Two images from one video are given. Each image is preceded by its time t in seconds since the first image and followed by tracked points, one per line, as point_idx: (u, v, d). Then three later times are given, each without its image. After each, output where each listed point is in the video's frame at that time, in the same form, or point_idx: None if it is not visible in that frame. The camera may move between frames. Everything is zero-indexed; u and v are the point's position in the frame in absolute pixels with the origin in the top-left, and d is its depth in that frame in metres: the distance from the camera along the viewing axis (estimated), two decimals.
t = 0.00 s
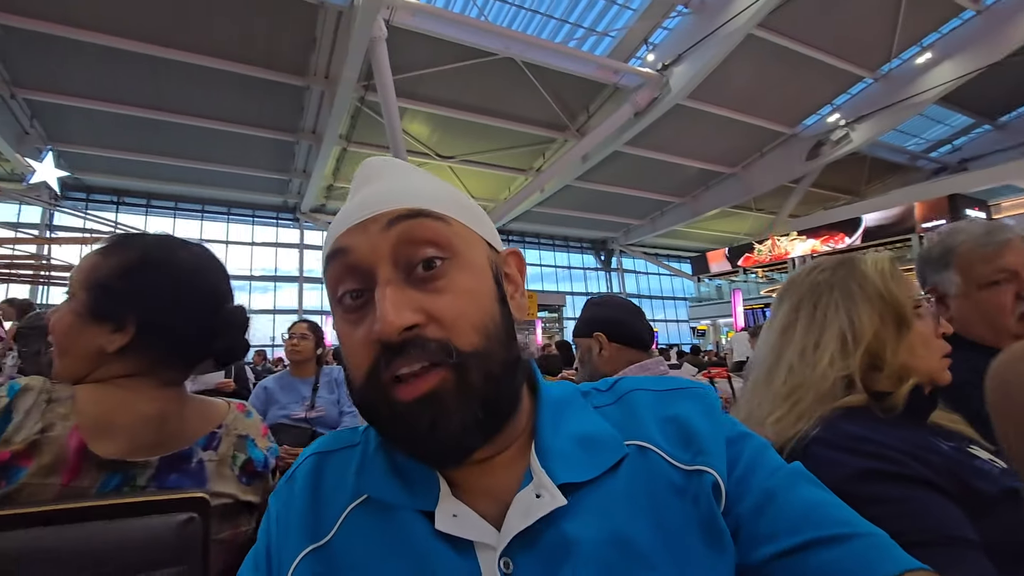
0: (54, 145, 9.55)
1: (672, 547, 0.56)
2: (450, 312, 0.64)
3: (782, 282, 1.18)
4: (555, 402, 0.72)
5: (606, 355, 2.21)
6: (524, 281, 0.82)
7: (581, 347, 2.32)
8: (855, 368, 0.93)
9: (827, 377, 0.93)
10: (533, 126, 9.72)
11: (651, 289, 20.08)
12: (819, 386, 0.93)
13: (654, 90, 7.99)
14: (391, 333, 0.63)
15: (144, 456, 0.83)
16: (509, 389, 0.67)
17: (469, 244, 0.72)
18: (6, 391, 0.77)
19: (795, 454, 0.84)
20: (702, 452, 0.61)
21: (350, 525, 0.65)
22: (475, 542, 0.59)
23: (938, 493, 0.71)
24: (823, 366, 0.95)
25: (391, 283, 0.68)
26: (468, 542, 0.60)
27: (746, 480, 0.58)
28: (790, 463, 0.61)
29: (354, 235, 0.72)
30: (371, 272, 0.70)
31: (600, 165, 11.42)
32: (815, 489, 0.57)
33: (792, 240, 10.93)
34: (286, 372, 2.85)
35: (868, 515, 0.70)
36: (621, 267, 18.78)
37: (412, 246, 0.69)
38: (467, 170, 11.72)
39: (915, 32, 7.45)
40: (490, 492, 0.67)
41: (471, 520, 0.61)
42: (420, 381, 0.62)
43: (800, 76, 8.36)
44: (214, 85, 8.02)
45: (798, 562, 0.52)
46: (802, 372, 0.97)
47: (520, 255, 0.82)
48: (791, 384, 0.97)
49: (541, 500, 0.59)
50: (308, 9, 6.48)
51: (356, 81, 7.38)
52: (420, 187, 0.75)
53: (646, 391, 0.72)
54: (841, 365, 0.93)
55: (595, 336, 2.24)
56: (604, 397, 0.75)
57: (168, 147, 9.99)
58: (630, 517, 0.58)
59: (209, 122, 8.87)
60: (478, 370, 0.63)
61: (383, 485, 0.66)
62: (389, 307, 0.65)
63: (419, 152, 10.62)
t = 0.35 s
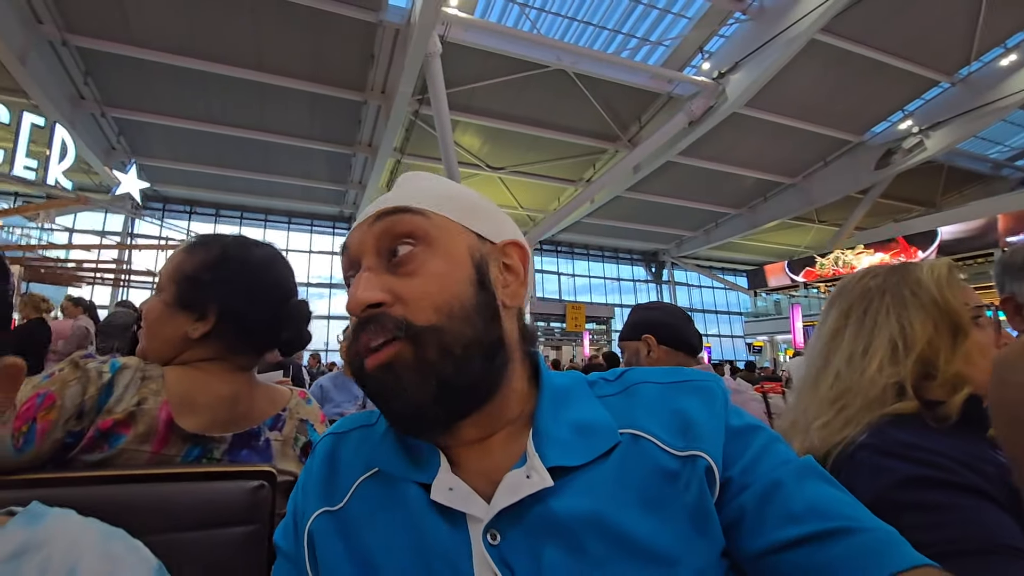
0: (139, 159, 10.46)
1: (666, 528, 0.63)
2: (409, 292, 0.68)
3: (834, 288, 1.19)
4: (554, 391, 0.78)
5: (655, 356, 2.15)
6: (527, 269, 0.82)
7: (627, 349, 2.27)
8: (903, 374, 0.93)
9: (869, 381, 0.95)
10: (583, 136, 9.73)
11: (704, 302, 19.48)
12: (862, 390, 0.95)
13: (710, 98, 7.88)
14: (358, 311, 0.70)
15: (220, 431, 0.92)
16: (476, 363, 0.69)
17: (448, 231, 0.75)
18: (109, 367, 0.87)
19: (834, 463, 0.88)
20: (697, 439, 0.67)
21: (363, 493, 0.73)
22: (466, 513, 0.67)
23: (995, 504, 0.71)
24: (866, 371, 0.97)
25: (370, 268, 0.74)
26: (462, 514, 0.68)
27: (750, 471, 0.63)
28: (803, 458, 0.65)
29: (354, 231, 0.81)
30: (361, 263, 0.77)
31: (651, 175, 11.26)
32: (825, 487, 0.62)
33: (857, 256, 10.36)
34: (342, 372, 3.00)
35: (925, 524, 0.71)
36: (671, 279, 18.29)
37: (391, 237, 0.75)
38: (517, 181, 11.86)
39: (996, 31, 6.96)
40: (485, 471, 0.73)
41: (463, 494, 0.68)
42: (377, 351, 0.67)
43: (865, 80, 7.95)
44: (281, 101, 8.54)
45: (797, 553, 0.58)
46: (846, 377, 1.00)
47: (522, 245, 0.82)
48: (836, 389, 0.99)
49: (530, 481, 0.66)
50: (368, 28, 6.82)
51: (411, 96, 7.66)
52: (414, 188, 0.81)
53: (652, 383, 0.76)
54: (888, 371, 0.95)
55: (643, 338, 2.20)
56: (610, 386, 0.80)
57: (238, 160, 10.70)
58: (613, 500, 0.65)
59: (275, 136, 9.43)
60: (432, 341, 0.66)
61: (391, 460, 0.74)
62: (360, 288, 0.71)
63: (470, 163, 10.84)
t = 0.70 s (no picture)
0: (147, 157, 10.53)
1: (681, 516, 0.62)
2: (395, 300, 0.70)
3: (848, 283, 1.17)
4: (574, 387, 0.77)
5: (661, 354, 2.14)
6: (524, 265, 0.80)
7: (633, 348, 2.26)
8: (915, 374, 0.93)
9: (877, 381, 0.95)
10: (589, 137, 9.72)
11: (709, 304, 19.40)
12: (871, 389, 0.95)
13: (716, 99, 7.82)
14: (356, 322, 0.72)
15: (227, 422, 0.92)
16: (462, 362, 0.69)
17: (434, 239, 0.76)
18: (117, 355, 0.86)
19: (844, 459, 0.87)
20: (714, 432, 0.66)
21: (388, 485, 0.71)
22: (488, 498, 0.66)
23: (1007, 501, 0.70)
24: (876, 370, 0.97)
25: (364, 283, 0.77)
26: (483, 498, 0.67)
27: (770, 466, 0.63)
28: (826, 454, 0.64)
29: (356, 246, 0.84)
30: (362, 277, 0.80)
31: (656, 176, 11.23)
32: (847, 483, 0.60)
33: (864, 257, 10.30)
34: (345, 367, 2.99)
35: (938, 520, 0.70)
36: (676, 281, 18.22)
37: (384, 252, 0.77)
38: (522, 181, 11.86)
39: (1008, 33, 6.89)
40: (506, 460, 0.73)
41: (483, 479, 0.68)
42: (368, 357, 0.70)
43: (872, 82, 7.89)
44: (288, 99, 8.56)
45: (817, 546, 0.57)
46: (857, 375, 0.99)
47: (516, 240, 0.80)
48: (848, 387, 0.99)
49: (546, 469, 0.66)
50: (374, 28, 6.83)
51: (417, 95, 7.64)
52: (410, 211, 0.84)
53: (673, 379, 0.76)
54: (899, 369, 0.94)
55: (650, 337, 2.18)
56: (630, 382, 0.79)
57: (244, 158, 10.75)
58: (629, 490, 0.64)
59: (282, 135, 9.47)
60: (411, 342, 0.68)
61: (412, 446, 0.73)
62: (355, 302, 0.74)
63: (475, 163, 10.83)
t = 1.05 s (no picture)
0: (161, 158, 10.65)
1: (669, 525, 0.61)
2: (399, 290, 0.69)
3: (852, 286, 1.16)
4: (562, 394, 0.76)
5: (660, 358, 2.11)
6: (527, 271, 0.81)
7: (631, 351, 2.23)
8: (921, 378, 0.91)
9: (880, 383, 0.93)
10: (598, 135, 9.67)
11: (720, 303, 19.24)
12: (873, 392, 0.93)
13: (728, 97, 7.69)
14: (356, 307, 0.71)
15: (217, 423, 0.92)
16: (464, 360, 0.69)
17: (442, 234, 0.76)
18: (108, 355, 0.87)
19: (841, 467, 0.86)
20: (703, 440, 0.65)
21: (369, 492, 0.71)
22: (472, 508, 0.65)
23: (1008, 512, 0.69)
24: (878, 373, 0.95)
25: (369, 271, 0.75)
26: (466, 506, 0.66)
27: (761, 474, 0.61)
28: (815, 464, 0.63)
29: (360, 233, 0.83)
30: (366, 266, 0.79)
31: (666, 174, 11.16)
32: (838, 493, 0.59)
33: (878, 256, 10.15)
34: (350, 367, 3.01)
35: (934, 530, 0.69)
36: (687, 279, 18.09)
37: (388, 242, 0.76)
38: (532, 180, 11.85)
39: None
40: (492, 467, 0.72)
41: (468, 488, 0.66)
42: (367, 346, 0.68)
43: (886, 78, 7.77)
44: (298, 100, 8.62)
45: (807, 555, 0.56)
46: (859, 378, 0.98)
47: (520, 245, 0.80)
48: (849, 390, 0.97)
49: (533, 476, 0.65)
50: (385, 27, 6.85)
51: (426, 94, 7.64)
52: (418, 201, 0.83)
53: (661, 386, 0.74)
54: (902, 373, 0.92)
55: (648, 339, 2.16)
56: (619, 388, 0.78)
57: (256, 159, 10.84)
58: (616, 499, 0.63)
59: (293, 135, 9.54)
60: (417, 334, 0.67)
61: (398, 452, 0.72)
62: (357, 288, 0.72)
63: (485, 162, 10.83)
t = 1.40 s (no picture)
0: (179, 155, 10.80)
1: (665, 523, 0.62)
2: (453, 278, 0.73)
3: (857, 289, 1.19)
4: (558, 392, 0.77)
5: (667, 358, 2.11)
6: (532, 277, 0.91)
7: (637, 350, 2.22)
8: (931, 379, 0.92)
9: (887, 385, 0.95)
10: (613, 131, 9.61)
11: (735, 301, 19.03)
12: (882, 394, 0.95)
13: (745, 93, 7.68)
14: (403, 290, 0.73)
15: (224, 418, 0.94)
16: (507, 352, 0.74)
17: (479, 230, 0.83)
18: (117, 349, 0.90)
19: (845, 471, 0.86)
20: (696, 440, 0.65)
21: (364, 489, 0.72)
22: (466, 507, 0.66)
23: (1014, 516, 0.68)
24: (885, 375, 0.97)
25: (408, 255, 0.79)
26: (462, 508, 0.67)
27: (751, 472, 0.62)
28: (804, 461, 0.64)
29: (385, 220, 0.85)
30: (396, 251, 0.82)
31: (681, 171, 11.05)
32: (825, 488, 0.60)
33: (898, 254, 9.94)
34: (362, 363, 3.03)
35: (937, 536, 0.69)
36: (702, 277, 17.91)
37: (426, 229, 0.81)
38: (546, 177, 11.83)
39: None
40: (488, 465, 0.73)
41: (464, 488, 0.67)
42: (420, 329, 0.71)
43: (908, 73, 7.61)
44: (314, 97, 8.69)
45: (796, 551, 0.56)
46: (864, 379, 1.00)
47: (530, 254, 0.91)
48: (855, 392, 0.99)
49: (529, 475, 0.66)
50: (399, 24, 6.87)
51: (440, 91, 7.64)
52: (442, 190, 0.88)
53: (655, 385, 0.75)
54: (909, 375, 0.94)
55: (654, 339, 2.14)
56: (613, 388, 0.79)
57: (272, 155, 10.95)
58: (609, 497, 0.63)
59: (309, 132, 9.63)
60: (476, 322, 0.71)
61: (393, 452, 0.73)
62: (403, 270, 0.75)
63: (499, 158, 10.82)
